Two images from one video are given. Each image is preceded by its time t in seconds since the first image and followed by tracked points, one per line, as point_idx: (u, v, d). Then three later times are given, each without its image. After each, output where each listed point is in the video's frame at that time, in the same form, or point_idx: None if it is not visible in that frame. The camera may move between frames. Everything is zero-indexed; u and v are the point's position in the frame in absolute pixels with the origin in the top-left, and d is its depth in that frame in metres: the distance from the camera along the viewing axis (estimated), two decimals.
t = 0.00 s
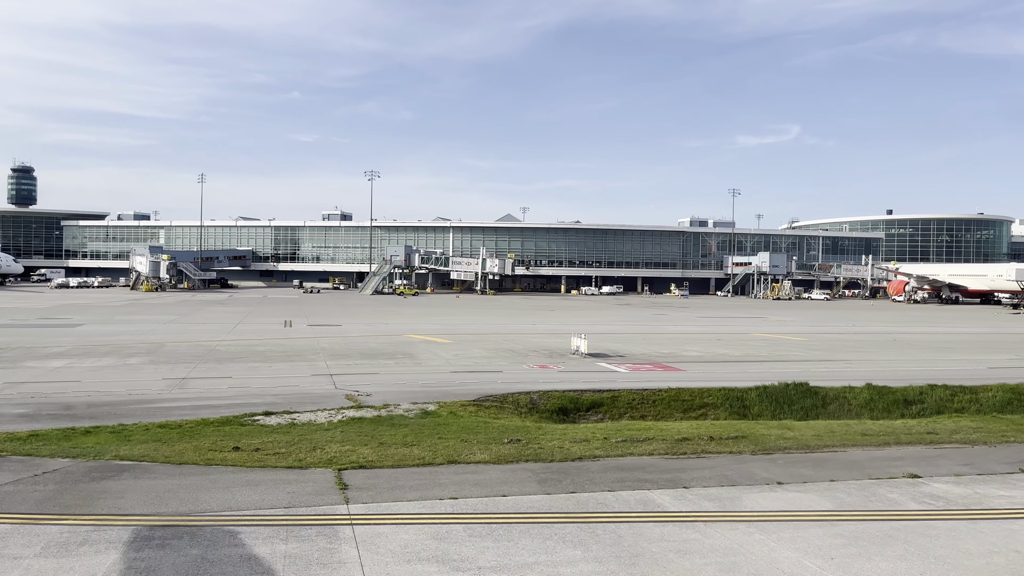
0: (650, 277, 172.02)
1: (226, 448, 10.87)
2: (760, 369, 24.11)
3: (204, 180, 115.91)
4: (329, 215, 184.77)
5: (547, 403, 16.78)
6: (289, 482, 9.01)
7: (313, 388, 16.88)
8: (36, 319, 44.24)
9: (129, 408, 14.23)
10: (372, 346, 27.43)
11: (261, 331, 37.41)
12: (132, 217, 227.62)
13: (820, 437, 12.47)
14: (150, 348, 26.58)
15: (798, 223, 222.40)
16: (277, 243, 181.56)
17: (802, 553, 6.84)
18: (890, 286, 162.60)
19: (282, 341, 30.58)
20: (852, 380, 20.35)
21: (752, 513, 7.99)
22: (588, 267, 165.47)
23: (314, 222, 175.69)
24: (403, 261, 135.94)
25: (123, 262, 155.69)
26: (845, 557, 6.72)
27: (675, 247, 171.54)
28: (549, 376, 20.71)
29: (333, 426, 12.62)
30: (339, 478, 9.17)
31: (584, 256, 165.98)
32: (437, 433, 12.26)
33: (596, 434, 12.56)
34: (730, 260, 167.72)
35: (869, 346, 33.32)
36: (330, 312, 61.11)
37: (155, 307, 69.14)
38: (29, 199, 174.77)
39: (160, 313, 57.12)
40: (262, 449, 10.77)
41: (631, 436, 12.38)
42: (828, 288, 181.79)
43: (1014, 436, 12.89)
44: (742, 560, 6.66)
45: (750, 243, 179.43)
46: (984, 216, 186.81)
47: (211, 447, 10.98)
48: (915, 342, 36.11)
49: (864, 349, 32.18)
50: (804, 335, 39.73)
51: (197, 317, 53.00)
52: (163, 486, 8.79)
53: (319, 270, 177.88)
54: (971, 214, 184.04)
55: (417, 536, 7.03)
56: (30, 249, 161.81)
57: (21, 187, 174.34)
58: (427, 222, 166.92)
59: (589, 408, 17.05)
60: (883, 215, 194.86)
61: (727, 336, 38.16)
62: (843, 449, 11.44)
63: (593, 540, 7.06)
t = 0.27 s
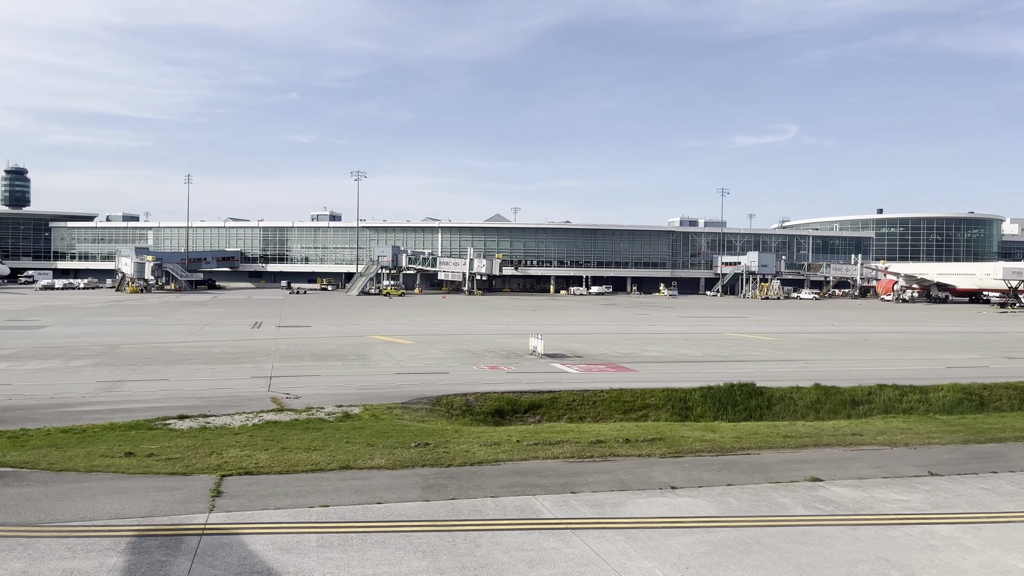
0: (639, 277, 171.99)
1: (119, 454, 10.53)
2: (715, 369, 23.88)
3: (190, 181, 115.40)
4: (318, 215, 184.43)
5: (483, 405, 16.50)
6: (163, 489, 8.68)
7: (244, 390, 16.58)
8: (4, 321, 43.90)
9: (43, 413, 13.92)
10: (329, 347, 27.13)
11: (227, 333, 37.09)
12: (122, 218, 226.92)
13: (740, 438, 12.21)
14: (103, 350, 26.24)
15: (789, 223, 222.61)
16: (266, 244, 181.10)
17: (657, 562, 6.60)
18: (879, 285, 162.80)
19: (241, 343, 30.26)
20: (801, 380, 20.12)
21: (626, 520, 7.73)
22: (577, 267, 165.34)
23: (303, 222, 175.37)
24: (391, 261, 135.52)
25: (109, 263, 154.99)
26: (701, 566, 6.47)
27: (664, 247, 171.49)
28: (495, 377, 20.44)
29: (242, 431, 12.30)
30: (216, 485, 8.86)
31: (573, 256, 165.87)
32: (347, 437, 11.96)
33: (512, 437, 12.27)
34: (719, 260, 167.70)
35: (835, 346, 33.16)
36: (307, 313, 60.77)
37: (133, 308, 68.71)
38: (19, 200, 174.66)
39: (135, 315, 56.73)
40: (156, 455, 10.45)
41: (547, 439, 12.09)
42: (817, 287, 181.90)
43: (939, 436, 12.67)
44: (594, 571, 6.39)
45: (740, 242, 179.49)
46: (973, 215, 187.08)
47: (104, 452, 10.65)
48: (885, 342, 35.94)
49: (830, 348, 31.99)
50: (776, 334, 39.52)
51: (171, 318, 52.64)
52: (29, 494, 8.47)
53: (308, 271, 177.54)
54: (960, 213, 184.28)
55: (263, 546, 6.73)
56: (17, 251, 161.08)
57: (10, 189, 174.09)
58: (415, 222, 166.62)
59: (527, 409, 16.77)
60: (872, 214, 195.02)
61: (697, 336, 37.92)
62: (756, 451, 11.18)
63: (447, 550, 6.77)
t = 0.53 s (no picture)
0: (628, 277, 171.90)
1: (3, 461, 10.19)
2: (669, 369, 23.62)
3: (175, 181, 114.80)
4: (305, 216, 183.93)
5: (416, 407, 16.19)
6: (26, 498, 8.35)
7: (172, 393, 16.23)
8: None
9: None
10: (284, 350, 26.77)
11: (191, 335, 36.74)
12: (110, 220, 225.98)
13: (656, 441, 11.93)
14: (52, 353, 25.87)
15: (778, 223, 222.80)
16: (253, 245, 180.54)
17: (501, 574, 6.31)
18: (867, 285, 162.94)
19: (199, 344, 29.89)
20: (748, 380, 19.85)
21: (493, 528, 7.45)
22: (564, 268, 165.17)
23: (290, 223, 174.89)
24: (377, 262, 135.03)
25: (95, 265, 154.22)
26: None
27: (652, 247, 171.48)
28: (440, 379, 20.11)
29: (147, 435, 11.95)
30: (83, 494, 8.54)
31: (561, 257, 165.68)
32: (253, 441, 11.63)
33: (423, 440, 11.97)
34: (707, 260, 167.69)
35: (801, 345, 32.94)
36: (283, 315, 60.40)
37: (109, 310, 68.22)
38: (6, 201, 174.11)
39: (108, 317, 56.29)
40: (41, 462, 10.11)
41: (458, 442, 11.77)
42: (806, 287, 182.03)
43: (863, 438, 12.42)
44: None
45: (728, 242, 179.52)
46: (962, 214, 187.27)
47: None
48: (853, 342, 35.76)
49: (795, 348, 31.78)
50: (746, 335, 39.30)
51: (143, 320, 52.19)
52: None
53: (296, 272, 177.09)
54: (948, 213, 184.49)
55: (93, 560, 6.41)
56: (2, 252, 160.22)
57: None
58: (403, 223, 166.23)
59: (461, 412, 16.44)
60: (861, 213, 195.19)
61: (666, 336, 37.67)
62: (665, 455, 10.90)
63: (286, 563, 6.47)
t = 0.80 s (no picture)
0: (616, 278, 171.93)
1: None
2: (622, 370, 23.39)
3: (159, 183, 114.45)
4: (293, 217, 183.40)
5: (346, 410, 15.89)
6: None
7: (94, 398, 15.89)
8: None
9: None
10: (237, 352, 26.48)
11: (154, 336, 36.36)
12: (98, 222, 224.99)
13: (569, 445, 11.67)
14: None
15: (768, 223, 222.95)
16: (240, 246, 180.03)
17: None
18: (855, 285, 163.18)
19: (153, 347, 29.52)
20: (693, 382, 19.62)
21: (348, 540, 7.22)
22: (552, 269, 165.11)
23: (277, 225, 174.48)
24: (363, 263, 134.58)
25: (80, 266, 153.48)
26: None
27: (640, 247, 171.52)
28: (381, 383, 19.80)
29: (47, 442, 11.63)
30: None
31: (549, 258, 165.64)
32: (153, 448, 11.32)
33: (331, 445, 11.64)
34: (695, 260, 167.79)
35: (766, 346, 32.77)
36: (258, 316, 60.06)
37: (85, 313, 67.77)
38: None
39: (80, 319, 55.91)
40: None
41: (365, 447, 11.47)
42: (795, 287, 182.19)
43: (782, 441, 12.19)
44: None
45: (716, 242, 179.61)
46: (950, 215, 187.43)
47: None
48: (822, 341, 35.58)
49: (759, 350, 31.60)
50: (714, 336, 39.18)
51: (115, 321, 51.82)
52: None
53: (283, 273, 176.54)
54: (937, 213, 184.61)
55: None
56: None
57: None
58: (390, 224, 165.99)
59: (393, 416, 16.13)
60: (850, 214, 195.37)
61: (634, 337, 37.42)
62: (570, 460, 10.63)
63: None
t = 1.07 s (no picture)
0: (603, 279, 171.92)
1: None
2: (572, 371, 23.13)
3: (141, 183, 113.82)
4: (280, 218, 182.93)
5: (271, 415, 15.56)
6: None
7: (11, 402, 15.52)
8: None
9: None
10: (187, 355, 26.11)
11: (115, 339, 36.02)
12: (84, 223, 223.87)
13: (476, 450, 11.37)
14: None
15: (757, 224, 223.29)
16: (227, 248, 179.45)
17: None
18: (841, 286, 163.44)
19: (107, 349, 29.15)
20: (637, 384, 19.35)
21: (189, 553, 6.92)
22: (539, 270, 164.99)
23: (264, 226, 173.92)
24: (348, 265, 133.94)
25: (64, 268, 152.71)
26: None
27: (628, 248, 171.59)
28: (321, 385, 19.49)
29: None
30: None
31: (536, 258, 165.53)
32: (46, 454, 10.97)
33: (230, 451, 11.32)
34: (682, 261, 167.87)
35: (728, 347, 32.59)
36: (233, 318, 59.72)
37: (60, 314, 67.36)
38: None
39: (52, 320, 55.56)
40: None
41: (263, 453, 11.14)
42: (782, 288, 182.40)
43: (699, 444, 11.92)
44: None
45: (704, 243, 179.77)
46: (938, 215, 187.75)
47: None
48: (787, 342, 35.42)
49: (721, 350, 31.43)
50: (683, 336, 38.99)
51: (86, 323, 51.47)
52: None
53: (269, 275, 175.95)
54: (924, 213, 184.98)
55: None
56: None
57: None
58: (376, 225, 165.61)
59: (320, 420, 15.80)
60: (838, 214, 195.60)
61: (600, 338, 37.21)
62: (468, 465, 10.33)
63: None
